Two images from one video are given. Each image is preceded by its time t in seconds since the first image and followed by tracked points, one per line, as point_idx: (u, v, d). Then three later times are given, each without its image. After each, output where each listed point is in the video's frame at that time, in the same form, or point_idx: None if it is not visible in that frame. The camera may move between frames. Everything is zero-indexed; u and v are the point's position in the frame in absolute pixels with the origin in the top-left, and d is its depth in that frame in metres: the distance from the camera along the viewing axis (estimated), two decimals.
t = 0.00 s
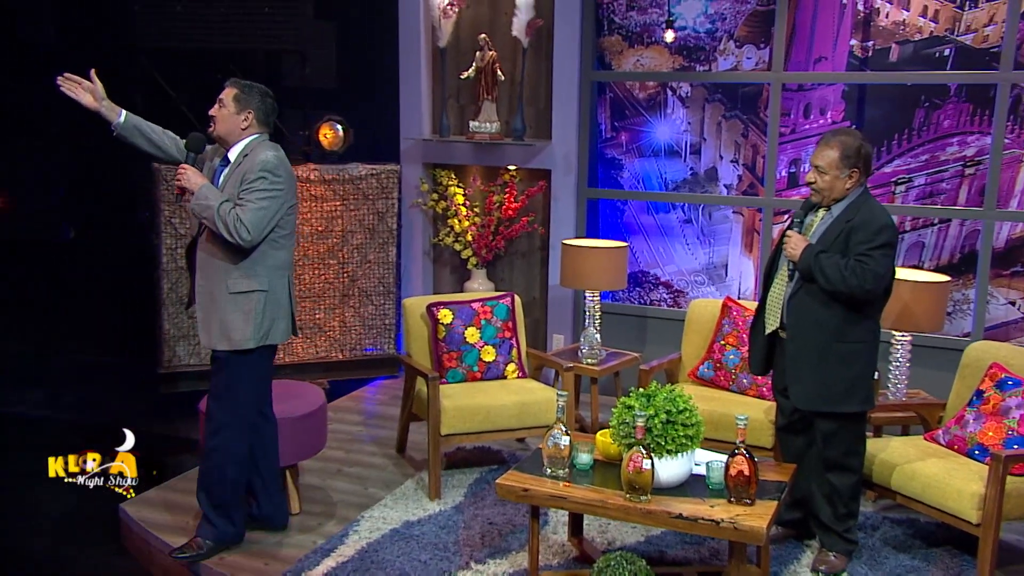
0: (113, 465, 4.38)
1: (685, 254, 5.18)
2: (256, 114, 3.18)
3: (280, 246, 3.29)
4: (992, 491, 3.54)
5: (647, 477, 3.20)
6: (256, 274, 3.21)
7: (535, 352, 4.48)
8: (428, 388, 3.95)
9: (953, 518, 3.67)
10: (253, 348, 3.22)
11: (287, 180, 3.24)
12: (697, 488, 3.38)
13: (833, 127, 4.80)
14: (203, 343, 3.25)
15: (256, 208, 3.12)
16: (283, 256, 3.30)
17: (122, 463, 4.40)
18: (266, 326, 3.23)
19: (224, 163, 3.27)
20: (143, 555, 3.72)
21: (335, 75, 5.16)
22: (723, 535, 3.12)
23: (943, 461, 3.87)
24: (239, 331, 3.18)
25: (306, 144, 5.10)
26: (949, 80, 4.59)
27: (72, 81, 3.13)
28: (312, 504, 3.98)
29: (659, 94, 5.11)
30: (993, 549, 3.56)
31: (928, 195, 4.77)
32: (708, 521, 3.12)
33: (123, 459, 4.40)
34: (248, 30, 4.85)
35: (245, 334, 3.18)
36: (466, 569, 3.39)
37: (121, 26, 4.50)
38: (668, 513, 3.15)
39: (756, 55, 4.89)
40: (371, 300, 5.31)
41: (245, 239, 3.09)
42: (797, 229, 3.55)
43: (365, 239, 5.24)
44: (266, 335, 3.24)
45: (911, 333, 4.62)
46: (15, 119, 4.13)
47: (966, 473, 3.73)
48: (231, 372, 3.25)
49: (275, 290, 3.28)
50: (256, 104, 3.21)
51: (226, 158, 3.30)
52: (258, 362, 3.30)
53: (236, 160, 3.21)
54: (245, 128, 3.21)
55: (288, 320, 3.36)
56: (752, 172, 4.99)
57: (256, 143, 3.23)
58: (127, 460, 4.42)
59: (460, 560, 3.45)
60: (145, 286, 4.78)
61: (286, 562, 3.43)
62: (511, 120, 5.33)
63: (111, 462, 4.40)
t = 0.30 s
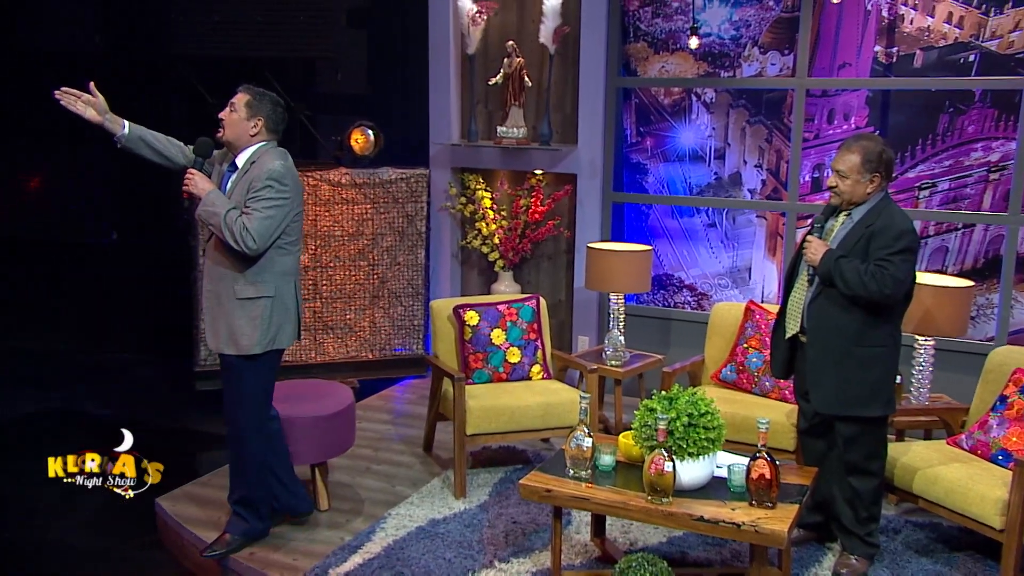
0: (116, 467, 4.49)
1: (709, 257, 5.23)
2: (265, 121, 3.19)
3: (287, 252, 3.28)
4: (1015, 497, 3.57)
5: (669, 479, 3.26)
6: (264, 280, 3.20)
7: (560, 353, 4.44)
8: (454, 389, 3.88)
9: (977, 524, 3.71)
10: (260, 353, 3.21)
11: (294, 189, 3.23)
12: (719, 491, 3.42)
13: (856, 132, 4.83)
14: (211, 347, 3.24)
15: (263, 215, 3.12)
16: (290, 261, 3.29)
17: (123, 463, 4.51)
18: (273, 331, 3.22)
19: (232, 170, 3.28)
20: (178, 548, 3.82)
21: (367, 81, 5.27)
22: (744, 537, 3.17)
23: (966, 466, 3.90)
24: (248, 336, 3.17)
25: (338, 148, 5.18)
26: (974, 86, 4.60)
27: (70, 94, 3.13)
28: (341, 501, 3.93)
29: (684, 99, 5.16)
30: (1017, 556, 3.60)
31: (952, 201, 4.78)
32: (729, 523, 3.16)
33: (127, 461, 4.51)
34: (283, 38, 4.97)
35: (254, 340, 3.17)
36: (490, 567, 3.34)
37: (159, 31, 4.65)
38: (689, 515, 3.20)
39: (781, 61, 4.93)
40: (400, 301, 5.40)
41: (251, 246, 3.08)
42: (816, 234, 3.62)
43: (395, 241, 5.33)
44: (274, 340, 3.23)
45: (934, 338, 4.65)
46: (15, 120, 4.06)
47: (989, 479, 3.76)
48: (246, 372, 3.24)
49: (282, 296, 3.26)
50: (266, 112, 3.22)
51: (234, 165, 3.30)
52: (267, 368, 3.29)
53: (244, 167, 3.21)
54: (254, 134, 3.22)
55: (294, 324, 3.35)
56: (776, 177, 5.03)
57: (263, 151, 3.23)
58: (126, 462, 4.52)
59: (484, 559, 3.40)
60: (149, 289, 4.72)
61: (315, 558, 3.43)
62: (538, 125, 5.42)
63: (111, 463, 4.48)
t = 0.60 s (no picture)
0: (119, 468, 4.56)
1: (732, 261, 5.26)
2: (276, 126, 3.15)
3: (301, 255, 3.24)
4: None
5: (689, 483, 3.28)
6: (280, 282, 3.16)
7: (583, 356, 4.50)
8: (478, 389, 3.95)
9: (999, 530, 3.73)
10: (279, 355, 3.18)
11: (308, 193, 3.20)
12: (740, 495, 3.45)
13: (880, 138, 4.82)
14: (228, 351, 3.19)
15: (279, 220, 3.08)
16: (304, 264, 3.26)
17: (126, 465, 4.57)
18: (290, 332, 3.18)
19: (244, 174, 3.24)
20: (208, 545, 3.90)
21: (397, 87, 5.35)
22: (764, 542, 3.19)
23: (988, 472, 3.93)
24: (265, 339, 3.13)
25: (368, 153, 5.33)
26: (999, 91, 4.57)
27: (72, 107, 3.05)
28: (367, 499, 3.88)
29: (708, 105, 5.19)
30: None
31: (976, 206, 4.75)
32: (749, 528, 3.18)
33: (127, 461, 4.57)
34: (315, 46, 5.12)
35: (272, 342, 3.13)
36: (511, 567, 3.31)
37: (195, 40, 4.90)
38: (708, 519, 3.22)
39: (805, 66, 4.93)
40: (427, 302, 5.46)
41: (268, 251, 3.04)
42: (839, 240, 3.65)
43: (423, 244, 5.39)
44: (292, 341, 3.20)
45: (957, 343, 4.67)
46: (15, 119, 4.45)
47: (1012, 486, 3.78)
48: (270, 373, 3.21)
49: (297, 299, 3.23)
50: (277, 116, 3.18)
51: (246, 169, 3.26)
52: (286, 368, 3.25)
53: (257, 171, 3.17)
54: (266, 139, 3.18)
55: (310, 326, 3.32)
56: (800, 181, 5.04)
57: (275, 155, 3.19)
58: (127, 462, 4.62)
59: (507, 559, 3.36)
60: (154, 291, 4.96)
61: (341, 555, 3.40)
62: (564, 130, 5.50)
63: (111, 463, 4.62)
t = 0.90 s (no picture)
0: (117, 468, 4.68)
1: (752, 264, 5.29)
2: (284, 130, 3.16)
3: (308, 254, 3.25)
4: None
5: (706, 487, 3.26)
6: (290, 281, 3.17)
7: (602, 358, 4.54)
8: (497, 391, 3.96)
9: (1017, 536, 3.72)
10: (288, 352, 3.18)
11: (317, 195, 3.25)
12: (756, 499, 3.44)
13: (901, 143, 4.81)
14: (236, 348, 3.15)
15: (292, 219, 3.11)
16: (310, 262, 3.25)
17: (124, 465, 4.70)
18: (299, 329, 3.19)
19: (252, 176, 3.24)
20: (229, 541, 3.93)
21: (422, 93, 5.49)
22: (779, 547, 3.15)
23: (1007, 478, 3.94)
24: (276, 336, 3.12)
25: (393, 156, 5.42)
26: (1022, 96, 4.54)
27: (89, 105, 3.14)
28: (387, 499, 3.85)
29: (729, 110, 5.22)
30: None
31: (998, 211, 4.70)
32: (764, 533, 3.16)
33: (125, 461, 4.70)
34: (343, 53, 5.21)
35: (282, 339, 3.13)
36: (529, 568, 3.26)
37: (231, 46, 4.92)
38: (725, 523, 3.20)
39: (825, 72, 4.95)
40: (449, 304, 5.54)
41: (282, 249, 3.06)
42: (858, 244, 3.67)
43: (445, 247, 5.47)
44: (301, 338, 3.20)
45: (976, 349, 4.67)
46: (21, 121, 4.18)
47: None
48: (283, 368, 3.20)
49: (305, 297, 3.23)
50: (283, 119, 3.19)
51: (253, 171, 3.26)
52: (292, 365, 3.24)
53: (267, 173, 3.19)
54: (274, 142, 3.19)
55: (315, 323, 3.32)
56: (820, 185, 5.04)
57: (284, 158, 3.21)
58: (126, 462, 4.73)
59: (524, 560, 3.32)
60: None
61: (361, 554, 3.35)
62: (585, 134, 5.56)
63: (111, 463, 4.72)
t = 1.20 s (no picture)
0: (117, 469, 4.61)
1: (768, 267, 5.32)
2: (291, 133, 3.19)
3: (320, 253, 3.29)
4: None
5: (718, 492, 3.23)
6: (303, 280, 3.21)
7: (617, 361, 4.57)
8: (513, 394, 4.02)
9: None
10: (304, 350, 3.22)
11: (326, 194, 3.27)
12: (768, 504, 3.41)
13: (917, 147, 4.82)
14: (254, 348, 3.21)
15: (303, 220, 3.13)
16: (322, 262, 3.30)
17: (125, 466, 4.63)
18: (314, 327, 3.23)
19: (261, 180, 3.28)
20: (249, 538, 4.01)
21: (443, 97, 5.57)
22: (791, 553, 3.12)
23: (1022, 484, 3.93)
24: (291, 334, 3.17)
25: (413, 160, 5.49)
26: None
27: (102, 114, 3.20)
28: (404, 499, 3.92)
29: (745, 114, 5.26)
30: None
31: (1015, 216, 4.69)
32: (776, 537, 3.13)
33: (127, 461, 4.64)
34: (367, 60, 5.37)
35: (297, 338, 3.18)
36: (542, 570, 3.29)
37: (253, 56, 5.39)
38: (737, 528, 3.17)
39: (842, 77, 4.96)
40: (468, 306, 5.60)
41: (294, 250, 3.09)
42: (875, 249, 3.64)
43: (464, 249, 5.53)
44: (315, 336, 3.24)
45: (992, 354, 4.66)
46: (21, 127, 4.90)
47: None
48: (298, 366, 3.24)
49: (318, 296, 3.27)
50: (289, 123, 3.22)
51: (262, 175, 3.30)
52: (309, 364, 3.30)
53: (276, 176, 3.22)
54: (281, 146, 3.22)
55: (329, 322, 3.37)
56: (836, 190, 5.06)
57: (291, 161, 3.25)
58: (126, 463, 4.64)
59: (538, 561, 3.35)
60: None
61: (376, 554, 3.39)
62: (602, 138, 5.62)
63: (111, 463, 4.65)
